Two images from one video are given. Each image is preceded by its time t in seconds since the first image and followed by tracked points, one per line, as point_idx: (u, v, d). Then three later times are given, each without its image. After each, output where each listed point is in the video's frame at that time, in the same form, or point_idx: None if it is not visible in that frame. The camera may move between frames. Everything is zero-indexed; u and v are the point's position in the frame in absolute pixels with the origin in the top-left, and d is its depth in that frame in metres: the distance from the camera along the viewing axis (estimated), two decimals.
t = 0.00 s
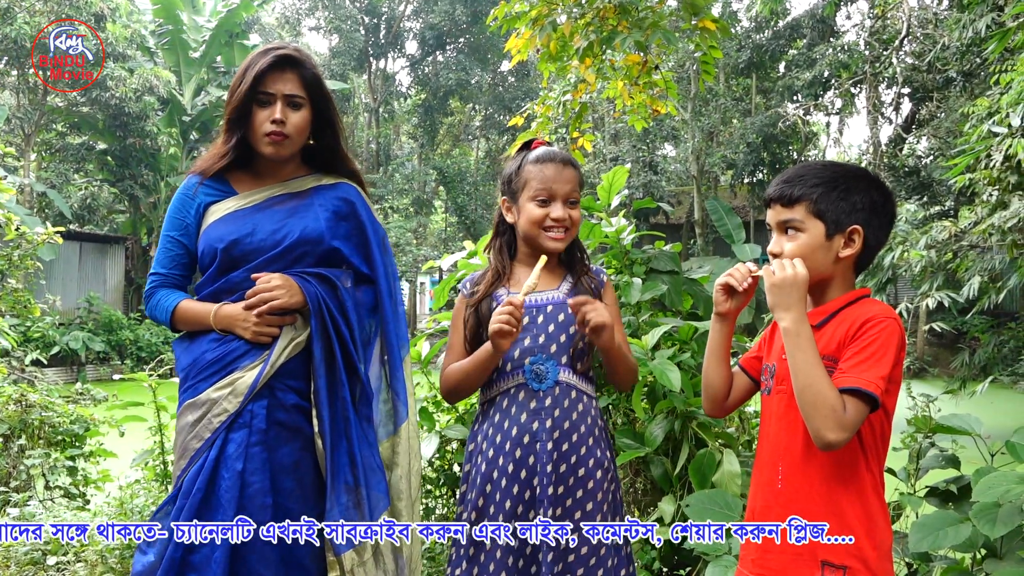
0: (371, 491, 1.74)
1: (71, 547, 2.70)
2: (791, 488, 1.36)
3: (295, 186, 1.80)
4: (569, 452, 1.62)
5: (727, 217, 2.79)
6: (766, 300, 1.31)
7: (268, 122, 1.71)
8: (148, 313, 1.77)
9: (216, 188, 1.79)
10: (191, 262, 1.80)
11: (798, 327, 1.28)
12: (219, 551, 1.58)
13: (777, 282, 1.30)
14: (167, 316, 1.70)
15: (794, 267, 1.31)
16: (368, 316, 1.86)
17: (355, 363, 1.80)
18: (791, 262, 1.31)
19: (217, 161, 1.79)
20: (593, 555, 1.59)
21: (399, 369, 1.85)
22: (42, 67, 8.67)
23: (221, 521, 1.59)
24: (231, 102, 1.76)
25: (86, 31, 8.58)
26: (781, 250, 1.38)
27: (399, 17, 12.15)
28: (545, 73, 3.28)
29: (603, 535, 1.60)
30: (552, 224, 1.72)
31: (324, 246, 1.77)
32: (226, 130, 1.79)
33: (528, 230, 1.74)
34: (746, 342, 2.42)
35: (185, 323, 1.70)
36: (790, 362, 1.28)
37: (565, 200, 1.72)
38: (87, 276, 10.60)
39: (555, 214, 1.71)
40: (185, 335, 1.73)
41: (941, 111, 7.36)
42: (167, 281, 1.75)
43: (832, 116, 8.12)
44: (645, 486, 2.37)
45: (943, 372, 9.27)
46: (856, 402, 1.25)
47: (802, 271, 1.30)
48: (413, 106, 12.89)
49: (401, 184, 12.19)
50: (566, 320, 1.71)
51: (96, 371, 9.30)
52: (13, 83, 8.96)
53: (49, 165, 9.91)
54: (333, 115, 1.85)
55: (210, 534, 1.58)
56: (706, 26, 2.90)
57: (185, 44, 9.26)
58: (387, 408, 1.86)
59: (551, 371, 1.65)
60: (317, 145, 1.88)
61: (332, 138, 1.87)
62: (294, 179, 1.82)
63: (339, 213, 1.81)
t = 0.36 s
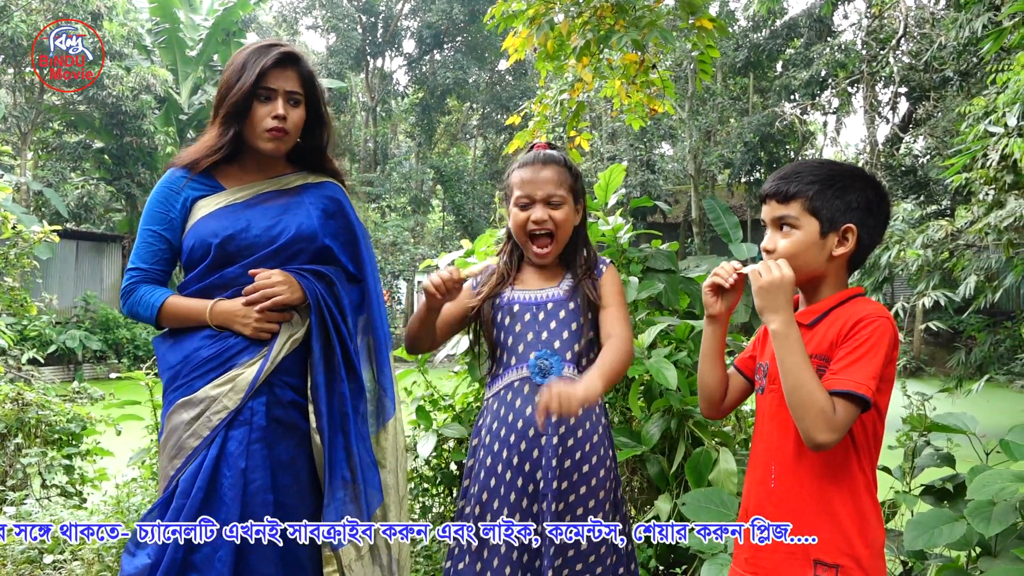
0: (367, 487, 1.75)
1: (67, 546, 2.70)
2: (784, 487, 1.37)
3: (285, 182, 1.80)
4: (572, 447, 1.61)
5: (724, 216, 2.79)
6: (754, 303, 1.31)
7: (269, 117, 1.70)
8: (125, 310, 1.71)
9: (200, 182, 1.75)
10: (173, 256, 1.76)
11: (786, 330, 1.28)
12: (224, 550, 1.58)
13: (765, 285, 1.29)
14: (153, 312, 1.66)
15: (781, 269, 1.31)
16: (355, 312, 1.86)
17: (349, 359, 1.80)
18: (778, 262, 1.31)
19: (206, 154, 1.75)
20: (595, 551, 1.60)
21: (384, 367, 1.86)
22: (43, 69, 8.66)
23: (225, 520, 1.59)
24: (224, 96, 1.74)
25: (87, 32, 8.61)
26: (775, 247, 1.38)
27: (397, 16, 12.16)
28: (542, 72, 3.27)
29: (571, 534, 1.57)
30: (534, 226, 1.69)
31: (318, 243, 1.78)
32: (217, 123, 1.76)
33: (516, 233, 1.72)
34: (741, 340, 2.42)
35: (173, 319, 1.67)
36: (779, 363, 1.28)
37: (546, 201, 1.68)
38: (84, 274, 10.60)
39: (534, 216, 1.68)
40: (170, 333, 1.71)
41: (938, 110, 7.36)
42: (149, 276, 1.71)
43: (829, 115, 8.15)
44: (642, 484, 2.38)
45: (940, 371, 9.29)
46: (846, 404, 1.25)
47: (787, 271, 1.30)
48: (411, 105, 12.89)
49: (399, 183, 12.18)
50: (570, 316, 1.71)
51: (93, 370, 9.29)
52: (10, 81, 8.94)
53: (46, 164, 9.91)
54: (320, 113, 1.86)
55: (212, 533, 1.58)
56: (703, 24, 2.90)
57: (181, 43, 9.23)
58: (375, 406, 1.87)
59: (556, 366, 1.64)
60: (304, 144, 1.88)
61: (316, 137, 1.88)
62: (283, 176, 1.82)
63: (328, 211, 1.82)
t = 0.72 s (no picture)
0: (364, 485, 1.75)
1: (60, 546, 2.68)
2: (774, 489, 1.37)
3: (275, 183, 1.77)
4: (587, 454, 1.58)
5: (718, 216, 2.79)
6: (736, 317, 1.31)
7: (276, 120, 1.69)
8: (107, 312, 1.62)
9: (191, 179, 1.70)
10: (160, 255, 1.68)
11: (772, 339, 1.27)
12: (241, 550, 1.58)
13: (742, 299, 1.29)
14: (147, 312, 1.58)
15: (757, 279, 1.29)
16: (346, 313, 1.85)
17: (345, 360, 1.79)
18: (754, 272, 1.29)
19: (191, 148, 1.69)
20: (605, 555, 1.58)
21: (366, 367, 1.82)
22: (42, 68, 8.69)
23: (239, 521, 1.59)
24: (214, 93, 1.69)
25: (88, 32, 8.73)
26: (767, 244, 1.38)
27: (392, 16, 12.17)
28: (536, 71, 3.27)
29: (534, 535, 1.53)
30: (496, 221, 1.66)
31: (314, 245, 1.78)
32: (208, 119, 1.71)
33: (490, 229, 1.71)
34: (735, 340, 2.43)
35: (171, 321, 1.61)
36: (766, 370, 1.27)
37: (506, 194, 1.64)
38: (78, 274, 10.58)
39: (498, 212, 1.65)
40: (158, 335, 1.66)
41: (931, 111, 7.40)
42: (136, 274, 1.63)
43: (823, 116, 8.18)
44: (636, 485, 2.38)
45: (933, 370, 9.34)
46: (840, 408, 1.26)
47: (762, 279, 1.29)
48: (406, 104, 12.89)
49: (394, 183, 12.16)
50: (535, 320, 1.63)
51: (86, 370, 9.27)
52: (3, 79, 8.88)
53: (39, 163, 9.88)
54: (306, 118, 1.85)
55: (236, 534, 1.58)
56: (698, 25, 2.91)
57: (175, 42, 9.19)
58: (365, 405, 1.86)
59: (515, 369, 1.61)
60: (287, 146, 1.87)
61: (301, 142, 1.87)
62: (272, 176, 1.79)
63: (314, 213, 1.80)
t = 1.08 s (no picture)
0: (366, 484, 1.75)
1: (60, 547, 2.68)
2: (775, 493, 1.37)
3: (273, 183, 1.77)
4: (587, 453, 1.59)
5: (717, 217, 2.79)
6: (738, 322, 1.30)
7: (281, 121, 1.69)
8: (105, 311, 1.59)
9: (194, 180, 1.68)
10: (160, 254, 1.66)
11: (774, 344, 1.26)
12: (251, 549, 1.57)
13: (744, 302, 1.28)
14: (151, 312, 1.57)
15: (755, 281, 1.28)
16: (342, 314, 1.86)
17: (345, 363, 1.79)
18: (753, 275, 1.28)
19: (194, 147, 1.67)
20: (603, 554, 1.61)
21: (359, 367, 1.81)
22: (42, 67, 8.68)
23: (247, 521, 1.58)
24: (216, 94, 1.68)
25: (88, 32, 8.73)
26: (765, 242, 1.38)
27: (391, 16, 12.18)
28: (536, 72, 3.27)
29: (498, 536, 1.54)
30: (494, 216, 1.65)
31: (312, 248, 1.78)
32: (210, 118, 1.70)
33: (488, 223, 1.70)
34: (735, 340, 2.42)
35: (176, 321, 1.60)
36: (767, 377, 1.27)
37: (504, 192, 1.63)
38: (77, 274, 10.57)
39: (496, 210, 1.64)
40: (158, 336, 1.64)
41: (930, 112, 7.40)
42: (137, 274, 1.60)
43: (822, 116, 8.19)
44: (636, 485, 2.38)
45: (932, 371, 9.35)
46: (842, 413, 1.26)
47: (761, 282, 1.28)
48: (405, 105, 12.90)
49: (393, 183, 12.14)
50: (523, 322, 1.60)
51: (85, 370, 9.26)
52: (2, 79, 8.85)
53: (38, 163, 9.88)
54: (305, 121, 1.84)
55: (249, 534, 1.57)
56: (697, 26, 2.91)
57: (175, 42, 9.17)
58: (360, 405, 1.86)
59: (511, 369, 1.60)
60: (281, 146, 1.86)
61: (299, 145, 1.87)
62: (269, 177, 1.78)
63: (309, 216, 1.82)
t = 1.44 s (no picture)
0: (367, 485, 1.75)
1: (62, 546, 2.68)
2: (773, 497, 1.36)
3: (274, 185, 1.77)
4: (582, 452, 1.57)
5: (721, 217, 2.78)
6: (735, 343, 1.26)
7: (282, 124, 1.69)
8: (106, 311, 1.59)
9: (197, 182, 1.68)
10: (161, 255, 1.66)
11: (775, 358, 1.24)
12: (251, 550, 1.57)
13: (738, 324, 1.25)
14: (152, 313, 1.57)
15: (739, 299, 1.26)
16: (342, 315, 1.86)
17: (346, 365, 1.79)
18: (737, 294, 1.26)
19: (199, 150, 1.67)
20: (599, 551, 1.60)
21: (363, 367, 1.82)
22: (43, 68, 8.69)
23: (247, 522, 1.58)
24: (218, 97, 1.68)
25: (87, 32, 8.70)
26: (762, 248, 1.37)
27: (394, 17, 12.19)
28: (538, 73, 3.27)
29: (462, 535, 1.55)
30: (491, 225, 1.64)
31: (313, 250, 1.78)
32: (211, 121, 1.70)
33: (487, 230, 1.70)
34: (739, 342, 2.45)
35: (176, 322, 1.60)
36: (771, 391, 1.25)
37: (500, 199, 1.62)
38: (80, 275, 10.60)
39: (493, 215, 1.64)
40: (160, 336, 1.63)
41: (934, 113, 7.38)
42: (138, 275, 1.60)
43: (825, 118, 8.19)
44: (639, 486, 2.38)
45: (935, 373, 9.34)
46: (850, 419, 1.25)
47: (747, 300, 1.25)
48: (408, 106, 12.91)
49: (395, 184, 12.16)
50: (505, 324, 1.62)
51: (88, 370, 9.28)
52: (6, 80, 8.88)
53: (42, 163, 9.91)
54: (308, 122, 1.85)
55: (212, 534, 1.53)
56: (701, 27, 2.91)
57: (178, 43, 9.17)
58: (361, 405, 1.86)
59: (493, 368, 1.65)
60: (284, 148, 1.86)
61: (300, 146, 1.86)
62: (271, 179, 1.78)
63: (310, 218, 1.82)
